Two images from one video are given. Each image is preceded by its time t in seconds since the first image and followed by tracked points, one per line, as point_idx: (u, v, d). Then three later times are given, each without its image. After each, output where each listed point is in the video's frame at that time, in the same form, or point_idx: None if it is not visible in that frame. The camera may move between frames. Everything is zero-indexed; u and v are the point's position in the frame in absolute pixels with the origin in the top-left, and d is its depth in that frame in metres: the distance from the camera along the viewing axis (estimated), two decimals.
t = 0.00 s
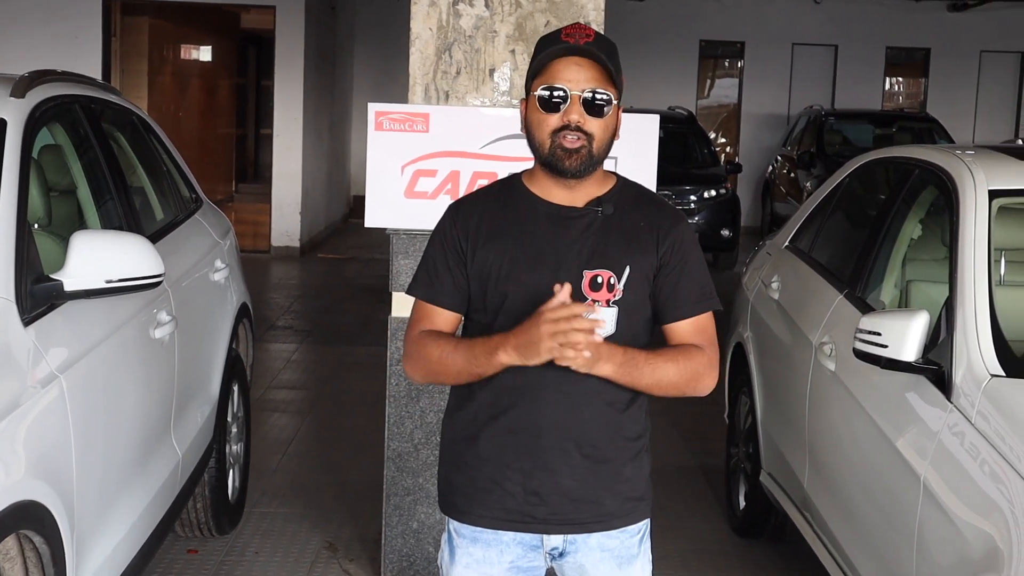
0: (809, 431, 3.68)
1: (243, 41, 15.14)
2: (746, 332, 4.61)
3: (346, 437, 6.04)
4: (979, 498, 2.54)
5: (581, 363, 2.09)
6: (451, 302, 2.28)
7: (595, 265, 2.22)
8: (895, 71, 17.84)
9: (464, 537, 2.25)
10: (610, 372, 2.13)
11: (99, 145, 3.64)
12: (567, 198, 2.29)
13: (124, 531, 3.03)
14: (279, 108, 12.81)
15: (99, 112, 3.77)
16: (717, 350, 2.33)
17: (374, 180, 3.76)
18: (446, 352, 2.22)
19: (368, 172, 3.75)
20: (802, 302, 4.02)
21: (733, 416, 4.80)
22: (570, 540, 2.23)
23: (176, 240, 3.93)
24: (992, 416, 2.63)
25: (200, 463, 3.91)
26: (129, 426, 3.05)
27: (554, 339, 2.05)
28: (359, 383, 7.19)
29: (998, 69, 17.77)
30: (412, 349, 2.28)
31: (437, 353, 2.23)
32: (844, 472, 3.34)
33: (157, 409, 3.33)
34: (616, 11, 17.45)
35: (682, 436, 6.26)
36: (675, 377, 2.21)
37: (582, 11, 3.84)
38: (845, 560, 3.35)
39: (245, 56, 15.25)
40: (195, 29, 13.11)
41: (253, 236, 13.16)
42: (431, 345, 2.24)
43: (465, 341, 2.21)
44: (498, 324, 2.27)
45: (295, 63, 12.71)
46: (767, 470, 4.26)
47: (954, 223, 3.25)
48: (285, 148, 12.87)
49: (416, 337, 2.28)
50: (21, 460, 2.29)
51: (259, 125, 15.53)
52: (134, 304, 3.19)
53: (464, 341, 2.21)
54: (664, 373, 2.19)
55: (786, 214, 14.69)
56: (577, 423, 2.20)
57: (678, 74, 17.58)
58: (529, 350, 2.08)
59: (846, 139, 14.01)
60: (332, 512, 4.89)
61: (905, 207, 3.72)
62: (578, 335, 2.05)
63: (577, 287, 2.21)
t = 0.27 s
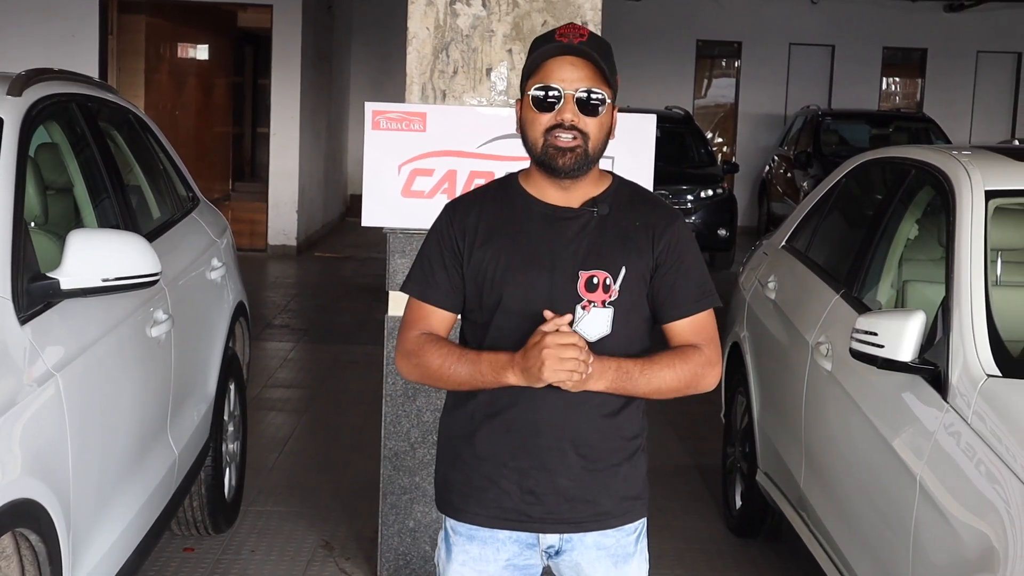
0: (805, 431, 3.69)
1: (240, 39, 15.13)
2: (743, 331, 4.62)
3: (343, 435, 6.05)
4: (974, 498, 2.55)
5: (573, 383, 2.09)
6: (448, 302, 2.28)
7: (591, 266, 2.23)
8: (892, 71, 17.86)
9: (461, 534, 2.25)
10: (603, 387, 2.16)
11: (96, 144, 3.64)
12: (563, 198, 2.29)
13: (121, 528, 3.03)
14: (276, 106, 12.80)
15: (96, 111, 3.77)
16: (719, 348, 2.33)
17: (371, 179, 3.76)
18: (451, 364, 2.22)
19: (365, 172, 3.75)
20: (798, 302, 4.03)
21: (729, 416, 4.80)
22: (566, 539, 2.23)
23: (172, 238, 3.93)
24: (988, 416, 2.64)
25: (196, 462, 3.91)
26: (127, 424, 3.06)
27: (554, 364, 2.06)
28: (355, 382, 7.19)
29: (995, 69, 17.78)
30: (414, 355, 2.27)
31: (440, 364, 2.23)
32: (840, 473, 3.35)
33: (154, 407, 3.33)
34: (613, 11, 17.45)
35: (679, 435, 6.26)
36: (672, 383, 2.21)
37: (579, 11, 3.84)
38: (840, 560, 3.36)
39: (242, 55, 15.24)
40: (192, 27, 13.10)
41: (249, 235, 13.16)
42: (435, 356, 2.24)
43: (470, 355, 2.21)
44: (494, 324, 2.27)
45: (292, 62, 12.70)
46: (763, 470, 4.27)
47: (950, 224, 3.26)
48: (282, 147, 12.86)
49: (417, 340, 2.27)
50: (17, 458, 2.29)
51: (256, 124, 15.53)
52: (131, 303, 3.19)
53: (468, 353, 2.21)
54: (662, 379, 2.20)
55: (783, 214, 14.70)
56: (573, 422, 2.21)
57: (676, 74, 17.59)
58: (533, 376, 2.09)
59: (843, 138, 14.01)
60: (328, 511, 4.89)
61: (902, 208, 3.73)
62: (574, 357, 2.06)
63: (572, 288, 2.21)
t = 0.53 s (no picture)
0: (804, 431, 3.69)
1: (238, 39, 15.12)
2: (741, 331, 4.62)
3: (341, 434, 6.04)
4: (972, 498, 2.55)
5: (574, 383, 2.10)
6: (447, 302, 2.29)
7: (590, 264, 2.22)
8: (890, 72, 17.87)
9: (460, 533, 2.25)
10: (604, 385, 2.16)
11: (94, 142, 3.64)
12: (563, 197, 2.29)
13: (119, 526, 3.03)
14: (274, 106, 12.80)
15: (95, 110, 3.77)
16: (717, 346, 2.33)
17: (369, 178, 3.75)
18: (452, 364, 2.22)
19: (363, 171, 3.75)
20: (796, 302, 4.03)
21: (727, 415, 4.81)
22: (565, 536, 2.24)
23: (171, 237, 3.93)
24: (986, 416, 2.64)
25: (194, 460, 3.91)
26: (125, 422, 3.05)
27: (554, 364, 2.06)
28: (353, 381, 7.19)
29: (993, 69, 17.79)
30: (415, 355, 2.27)
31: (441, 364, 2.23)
32: (839, 472, 3.35)
33: (152, 405, 3.33)
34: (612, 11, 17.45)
35: (677, 435, 6.26)
36: (672, 380, 2.22)
37: (578, 10, 3.84)
38: (838, 558, 3.36)
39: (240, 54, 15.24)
40: (190, 26, 13.10)
41: (248, 233, 13.16)
42: (436, 355, 2.24)
43: (471, 354, 2.21)
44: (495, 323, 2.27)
45: (290, 61, 12.71)
46: (761, 469, 4.27)
47: (948, 224, 3.26)
48: (280, 146, 12.86)
49: (418, 340, 2.27)
50: (15, 455, 2.29)
51: (254, 123, 15.51)
52: (129, 301, 3.19)
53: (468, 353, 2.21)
54: (662, 378, 2.21)
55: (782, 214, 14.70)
56: (573, 421, 2.21)
57: (675, 74, 17.60)
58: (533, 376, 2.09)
59: (841, 138, 14.02)
60: (326, 510, 4.89)
61: (900, 208, 3.73)
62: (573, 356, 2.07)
63: (572, 287, 2.21)
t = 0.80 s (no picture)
0: (806, 430, 3.68)
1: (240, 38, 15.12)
2: (743, 329, 4.62)
3: (343, 433, 6.04)
4: (975, 497, 2.55)
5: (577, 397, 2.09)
6: (451, 303, 2.28)
7: (595, 263, 2.22)
8: (893, 71, 17.85)
9: (465, 532, 2.25)
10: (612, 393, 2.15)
11: (96, 141, 3.64)
12: (567, 196, 2.29)
13: (121, 525, 3.03)
14: (276, 105, 12.80)
15: (97, 108, 3.77)
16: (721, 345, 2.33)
17: (370, 177, 3.75)
18: (458, 369, 2.22)
19: (365, 169, 3.75)
20: (799, 301, 4.02)
21: (729, 414, 4.80)
22: (570, 535, 2.24)
23: (173, 236, 3.93)
24: (988, 416, 2.64)
25: (197, 459, 3.91)
26: (127, 421, 3.05)
27: (558, 382, 2.05)
28: (354, 380, 7.19)
29: (995, 68, 17.77)
30: (422, 358, 2.26)
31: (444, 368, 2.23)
32: (841, 472, 3.35)
33: (154, 404, 3.33)
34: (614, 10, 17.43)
35: (678, 434, 6.26)
36: (678, 381, 2.22)
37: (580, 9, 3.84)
38: (840, 557, 3.36)
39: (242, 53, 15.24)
40: (192, 25, 13.09)
41: (250, 233, 13.16)
42: (442, 359, 2.24)
43: (477, 361, 2.20)
44: (499, 322, 2.26)
45: (292, 60, 12.70)
46: (764, 469, 4.26)
47: (951, 223, 3.26)
48: (282, 146, 12.86)
49: (425, 343, 2.27)
50: (17, 454, 2.29)
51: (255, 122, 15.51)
52: (130, 300, 3.19)
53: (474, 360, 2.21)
54: (668, 380, 2.21)
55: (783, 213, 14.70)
56: (577, 420, 2.20)
57: (677, 73, 17.58)
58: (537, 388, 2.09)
59: (843, 137, 14.00)
60: (328, 509, 4.89)
61: (902, 207, 3.73)
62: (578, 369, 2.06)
63: (576, 286, 2.21)
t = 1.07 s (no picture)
0: (811, 429, 3.68)
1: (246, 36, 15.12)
2: (749, 328, 4.61)
3: (349, 432, 6.05)
4: (981, 496, 2.54)
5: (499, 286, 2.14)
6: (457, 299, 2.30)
7: (604, 262, 2.23)
8: (900, 69, 17.80)
9: (473, 530, 2.25)
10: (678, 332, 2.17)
11: (103, 139, 3.65)
12: (575, 193, 2.29)
13: (127, 523, 3.04)
14: (282, 104, 12.81)
15: (103, 106, 3.77)
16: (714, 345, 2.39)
17: (376, 176, 3.76)
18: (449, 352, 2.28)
19: (371, 167, 3.75)
20: (805, 299, 4.02)
21: (735, 413, 4.80)
22: (577, 534, 2.24)
23: (179, 234, 3.93)
24: (995, 415, 2.63)
25: (202, 457, 3.91)
26: (132, 419, 3.06)
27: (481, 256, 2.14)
28: (360, 379, 7.18)
29: (1002, 66, 17.74)
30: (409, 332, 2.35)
31: (426, 346, 2.30)
32: (846, 469, 3.35)
33: (160, 401, 3.34)
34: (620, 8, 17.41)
35: (683, 433, 6.25)
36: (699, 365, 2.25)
37: (586, 7, 3.84)
38: (846, 557, 3.35)
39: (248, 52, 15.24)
40: (198, 23, 13.10)
41: (256, 231, 13.16)
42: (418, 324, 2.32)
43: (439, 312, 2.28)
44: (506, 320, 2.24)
45: (298, 58, 12.71)
46: (769, 468, 4.26)
47: (957, 221, 3.25)
48: (288, 144, 12.86)
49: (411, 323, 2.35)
50: (24, 451, 2.30)
51: (261, 121, 15.51)
52: (137, 298, 3.19)
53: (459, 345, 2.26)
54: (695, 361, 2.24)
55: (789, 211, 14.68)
56: (585, 418, 2.20)
57: (682, 71, 17.56)
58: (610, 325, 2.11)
59: (849, 136, 13.97)
60: (333, 507, 4.89)
61: (908, 205, 3.73)
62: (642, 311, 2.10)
63: (585, 284, 2.21)
